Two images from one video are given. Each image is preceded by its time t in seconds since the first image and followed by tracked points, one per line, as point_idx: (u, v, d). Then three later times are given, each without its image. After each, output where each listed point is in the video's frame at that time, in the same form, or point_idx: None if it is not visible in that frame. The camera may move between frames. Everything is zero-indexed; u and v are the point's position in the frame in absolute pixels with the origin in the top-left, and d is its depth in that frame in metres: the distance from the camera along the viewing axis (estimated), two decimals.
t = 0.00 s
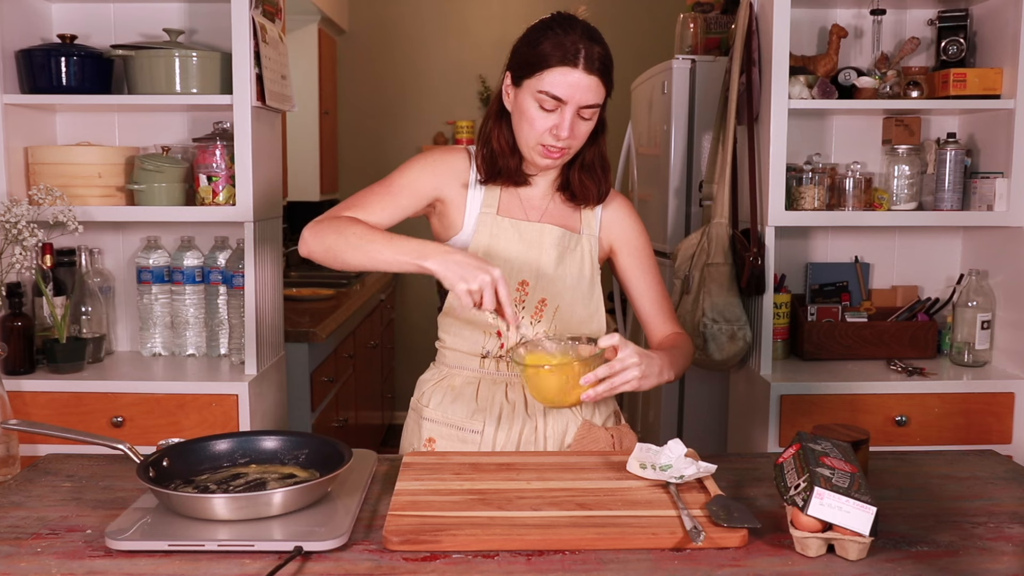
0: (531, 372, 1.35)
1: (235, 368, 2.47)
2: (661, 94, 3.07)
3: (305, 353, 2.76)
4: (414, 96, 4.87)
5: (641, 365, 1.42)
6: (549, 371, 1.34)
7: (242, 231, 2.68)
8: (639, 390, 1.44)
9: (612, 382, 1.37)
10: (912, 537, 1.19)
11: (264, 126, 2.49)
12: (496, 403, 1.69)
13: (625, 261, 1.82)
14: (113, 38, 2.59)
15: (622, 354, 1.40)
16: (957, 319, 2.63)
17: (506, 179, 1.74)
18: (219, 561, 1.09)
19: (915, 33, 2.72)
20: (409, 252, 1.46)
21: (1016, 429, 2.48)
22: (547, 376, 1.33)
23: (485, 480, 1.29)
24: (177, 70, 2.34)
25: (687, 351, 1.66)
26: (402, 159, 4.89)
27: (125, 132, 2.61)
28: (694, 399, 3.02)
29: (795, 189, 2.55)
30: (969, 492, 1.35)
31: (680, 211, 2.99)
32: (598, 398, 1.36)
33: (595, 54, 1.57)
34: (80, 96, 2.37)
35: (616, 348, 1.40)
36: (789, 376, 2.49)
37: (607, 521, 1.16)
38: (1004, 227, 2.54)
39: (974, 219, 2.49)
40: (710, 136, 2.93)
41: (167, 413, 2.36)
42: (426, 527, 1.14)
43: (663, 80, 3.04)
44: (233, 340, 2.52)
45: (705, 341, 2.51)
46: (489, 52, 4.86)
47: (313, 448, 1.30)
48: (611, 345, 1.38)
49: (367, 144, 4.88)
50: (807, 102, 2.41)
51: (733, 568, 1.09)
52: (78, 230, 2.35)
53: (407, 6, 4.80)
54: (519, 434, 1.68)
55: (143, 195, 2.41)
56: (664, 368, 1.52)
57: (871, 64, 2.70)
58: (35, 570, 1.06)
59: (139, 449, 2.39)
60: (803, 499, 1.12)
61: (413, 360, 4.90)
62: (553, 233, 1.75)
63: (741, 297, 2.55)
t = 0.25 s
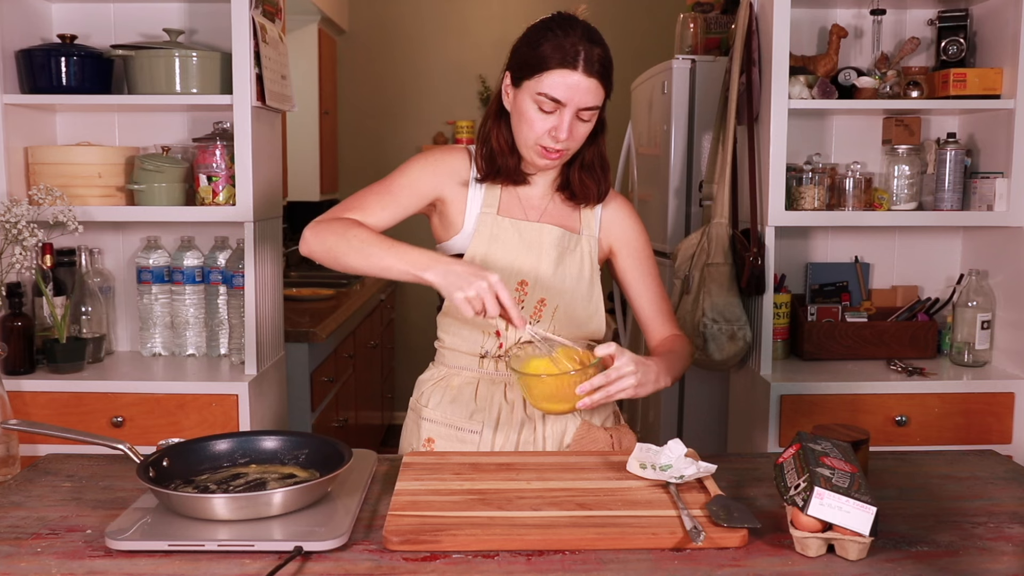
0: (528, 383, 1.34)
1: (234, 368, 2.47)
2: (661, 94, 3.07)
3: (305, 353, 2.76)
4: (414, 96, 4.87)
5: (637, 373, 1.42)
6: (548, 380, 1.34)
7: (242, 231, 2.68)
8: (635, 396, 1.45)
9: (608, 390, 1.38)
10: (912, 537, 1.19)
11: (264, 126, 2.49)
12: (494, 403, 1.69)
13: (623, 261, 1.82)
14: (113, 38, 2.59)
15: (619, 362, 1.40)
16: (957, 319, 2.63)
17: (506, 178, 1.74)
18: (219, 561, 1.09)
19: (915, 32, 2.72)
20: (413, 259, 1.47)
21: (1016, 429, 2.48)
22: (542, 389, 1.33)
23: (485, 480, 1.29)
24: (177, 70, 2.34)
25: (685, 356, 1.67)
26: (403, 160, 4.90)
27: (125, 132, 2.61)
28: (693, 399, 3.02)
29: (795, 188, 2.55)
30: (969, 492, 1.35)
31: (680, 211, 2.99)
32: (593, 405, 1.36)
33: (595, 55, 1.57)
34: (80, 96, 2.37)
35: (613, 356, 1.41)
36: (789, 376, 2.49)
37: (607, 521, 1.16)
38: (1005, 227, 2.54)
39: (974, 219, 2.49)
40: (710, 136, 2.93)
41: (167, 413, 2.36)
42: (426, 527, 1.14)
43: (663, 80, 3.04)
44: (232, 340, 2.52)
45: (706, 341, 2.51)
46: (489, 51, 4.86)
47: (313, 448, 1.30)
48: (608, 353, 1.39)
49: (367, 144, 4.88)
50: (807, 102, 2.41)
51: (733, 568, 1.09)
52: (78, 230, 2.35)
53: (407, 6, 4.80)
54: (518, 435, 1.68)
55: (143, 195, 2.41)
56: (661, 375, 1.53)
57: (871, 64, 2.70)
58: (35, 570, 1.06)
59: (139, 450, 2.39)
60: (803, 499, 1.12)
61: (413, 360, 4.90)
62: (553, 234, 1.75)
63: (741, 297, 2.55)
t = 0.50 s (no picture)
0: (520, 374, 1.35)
1: (235, 368, 2.47)
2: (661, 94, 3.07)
3: (305, 353, 2.76)
4: (414, 96, 4.87)
5: (636, 373, 1.41)
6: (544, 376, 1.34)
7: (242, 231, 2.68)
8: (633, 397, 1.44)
9: (605, 389, 1.38)
10: (912, 537, 1.19)
11: (264, 126, 2.49)
12: (496, 404, 1.69)
13: (625, 263, 1.83)
14: (113, 38, 2.59)
15: (618, 362, 1.39)
16: (957, 319, 2.63)
17: (508, 185, 1.74)
18: (219, 561, 1.09)
19: (915, 33, 2.72)
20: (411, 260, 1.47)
21: (1016, 429, 2.48)
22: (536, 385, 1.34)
23: (485, 480, 1.29)
24: (177, 70, 2.34)
25: (681, 359, 1.67)
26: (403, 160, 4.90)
27: (125, 132, 2.61)
28: (693, 399, 3.02)
29: (795, 188, 2.55)
30: (969, 492, 1.35)
31: (680, 211, 2.99)
32: (590, 402, 1.36)
33: (582, 57, 1.57)
34: (80, 96, 2.37)
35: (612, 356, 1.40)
36: (789, 376, 2.49)
37: (607, 521, 1.16)
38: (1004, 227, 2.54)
39: (974, 219, 2.49)
40: (710, 136, 2.93)
41: (167, 413, 2.36)
42: (426, 527, 1.14)
43: (663, 80, 3.04)
44: (233, 340, 2.52)
45: (706, 342, 2.51)
46: (489, 51, 4.86)
47: (313, 448, 1.30)
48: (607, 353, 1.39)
49: (367, 145, 4.88)
50: (807, 102, 2.41)
51: (733, 568, 1.09)
52: (78, 230, 2.35)
53: (407, 6, 4.80)
54: (520, 436, 1.68)
55: (143, 195, 2.41)
56: (658, 378, 1.52)
57: (871, 64, 2.70)
58: (35, 570, 1.06)
59: (139, 450, 2.39)
60: (803, 499, 1.12)
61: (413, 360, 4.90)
62: (557, 237, 1.75)
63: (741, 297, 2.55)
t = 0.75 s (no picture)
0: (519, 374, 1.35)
1: (235, 368, 2.47)
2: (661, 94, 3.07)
3: (305, 353, 2.76)
4: (414, 96, 4.86)
5: (636, 378, 1.42)
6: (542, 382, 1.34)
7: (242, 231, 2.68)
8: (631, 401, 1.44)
9: (605, 393, 1.38)
10: (912, 537, 1.19)
11: (264, 126, 2.49)
12: (496, 406, 1.69)
13: (624, 264, 1.83)
14: (113, 38, 2.59)
15: (619, 367, 1.39)
16: (957, 319, 2.63)
17: (507, 180, 1.75)
18: (219, 561, 1.09)
19: (915, 33, 2.72)
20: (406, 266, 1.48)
21: (1016, 429, 2.48)
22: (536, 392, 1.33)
23: (485, 480, 1.29)
24: (177, 70, 2.34)
25: (675, 360, 1.68)
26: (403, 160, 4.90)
27: (125, 132, 2.61)
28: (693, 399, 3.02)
29: (795, 188, 2.55)
30: (969, 492, 1.35)
31: (680, 211, 2.99)
32: (592, 407, 1.36)
33: (569, 27, 1.63)
34: (80, 96, 2.37)
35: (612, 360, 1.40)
36: (789, 376, 2.49)
37: (607, 521, 1.16)
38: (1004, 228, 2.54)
39: (974, 219, 2.49)
40: (710, 136, 2.93)
41: (167, 413, 2.36)
42: (426, 527, 1.14)
43: (663, 80, 3.04)
44: (233, 340, 2.52)
45: (706, 342, 2.51)
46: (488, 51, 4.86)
47: (313, 448, 1.30)
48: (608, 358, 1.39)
49: (367, 145, 4.88)
50: (807, 102, 2.41)
51: (733, 567, 1.09)
52: (78, 230, 2.35)
53: (407, 6, 4.80)
54: (521, 438, 1.68)
55: (143, 195, 2.41)
56: (654, 383, 1.51)
57: (871, 64, 2.70)
58: (35, 570, 1.06)
59: (139, 450, 2.39)
60: (803, 499, 1.12)
61: (413, 360, 4.90)
62: (554, 236, 1.75)
63: (741, 297, 2.55)
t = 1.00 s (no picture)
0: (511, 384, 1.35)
1: (235, 368, 2.47)
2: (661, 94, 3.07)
3: (305, 353, 2.76)
4: (413, 96, 4.86)
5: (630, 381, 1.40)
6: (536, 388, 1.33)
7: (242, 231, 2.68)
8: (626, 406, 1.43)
9: (600, 399, 1.37)
10: (912, 537, 1.19)
11: (264, 126, 2.49)
12: (495, 408, 1.69)
13: (622, 263, 1.84)
14: (113, 38, 2.59)
15: (611, 371, 1.38)
16: (957, 319, 2.63)
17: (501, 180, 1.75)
18: (219, 561, 1.09)
19: (915, 33, 2.72)
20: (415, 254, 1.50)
21: (1016, 429, 2.48)
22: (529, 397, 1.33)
23: (485, 480, 1.29)
24: (177, 71, 2.34)
25: (670, 362, 1.68)
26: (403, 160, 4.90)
27: (125, 132, 2.61)
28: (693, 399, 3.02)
29: (795, 188, 2.55)
30: (969, 492, 1.35)
31: (680, 211, 2.99)
32: (587, 414, 1.36)
33: (547, 18, 1.65)
34: (80, 96, 2.37)
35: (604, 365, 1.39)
36: (790, 376, 2.49)
37: (607, 521, 1.16)
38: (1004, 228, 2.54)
39: (974, 219, 2.49)
40: (710, 136, 2.93)
41: (167, 413, 2.36)
42: (426, 527, 1.14)
43: (663, 80, 3.04)
44: (233, 340, 2.52)
45: (706, 342, 2.51)
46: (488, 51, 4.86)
47: (313, 448, 1.30)
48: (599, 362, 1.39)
49: (367, 145, 4.88)
50: (807, 102, 2.41)
51: (733, 567, 1.09)
52: (78, 230, 2.35)
53: (407, 6, 4.80)
54: (519, 439, 1.69)
55: (143, 195, 2.41)
56: (648, 384, 1.52)
57: (871, 64, 2.70)
58: (35, 570, 1.06)
59: (139, 450, 2.39)
60: (803, 499, 1.12)
61: (413, 360, 4.90)
62: (553, 235, 1.75)
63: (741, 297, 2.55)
